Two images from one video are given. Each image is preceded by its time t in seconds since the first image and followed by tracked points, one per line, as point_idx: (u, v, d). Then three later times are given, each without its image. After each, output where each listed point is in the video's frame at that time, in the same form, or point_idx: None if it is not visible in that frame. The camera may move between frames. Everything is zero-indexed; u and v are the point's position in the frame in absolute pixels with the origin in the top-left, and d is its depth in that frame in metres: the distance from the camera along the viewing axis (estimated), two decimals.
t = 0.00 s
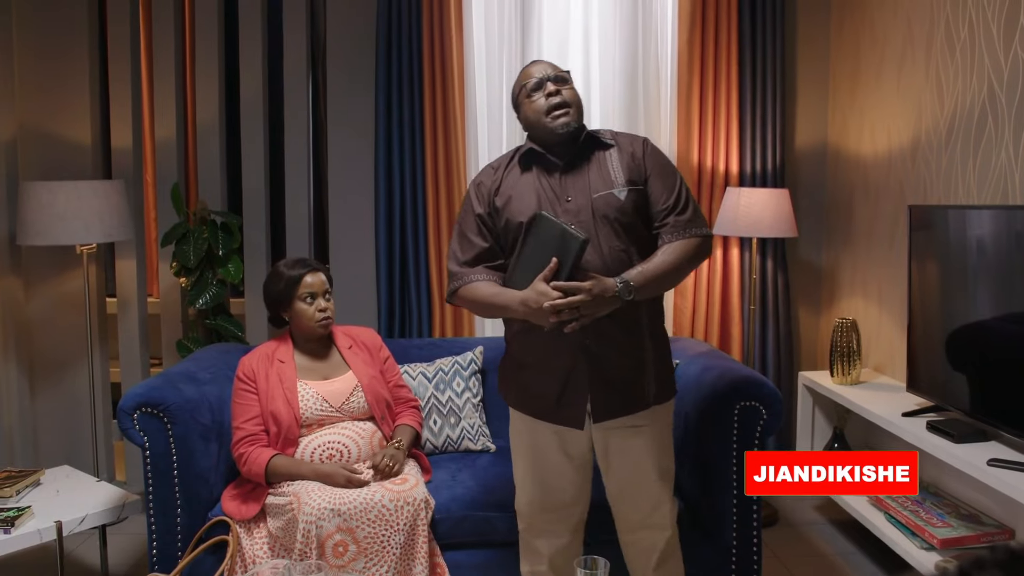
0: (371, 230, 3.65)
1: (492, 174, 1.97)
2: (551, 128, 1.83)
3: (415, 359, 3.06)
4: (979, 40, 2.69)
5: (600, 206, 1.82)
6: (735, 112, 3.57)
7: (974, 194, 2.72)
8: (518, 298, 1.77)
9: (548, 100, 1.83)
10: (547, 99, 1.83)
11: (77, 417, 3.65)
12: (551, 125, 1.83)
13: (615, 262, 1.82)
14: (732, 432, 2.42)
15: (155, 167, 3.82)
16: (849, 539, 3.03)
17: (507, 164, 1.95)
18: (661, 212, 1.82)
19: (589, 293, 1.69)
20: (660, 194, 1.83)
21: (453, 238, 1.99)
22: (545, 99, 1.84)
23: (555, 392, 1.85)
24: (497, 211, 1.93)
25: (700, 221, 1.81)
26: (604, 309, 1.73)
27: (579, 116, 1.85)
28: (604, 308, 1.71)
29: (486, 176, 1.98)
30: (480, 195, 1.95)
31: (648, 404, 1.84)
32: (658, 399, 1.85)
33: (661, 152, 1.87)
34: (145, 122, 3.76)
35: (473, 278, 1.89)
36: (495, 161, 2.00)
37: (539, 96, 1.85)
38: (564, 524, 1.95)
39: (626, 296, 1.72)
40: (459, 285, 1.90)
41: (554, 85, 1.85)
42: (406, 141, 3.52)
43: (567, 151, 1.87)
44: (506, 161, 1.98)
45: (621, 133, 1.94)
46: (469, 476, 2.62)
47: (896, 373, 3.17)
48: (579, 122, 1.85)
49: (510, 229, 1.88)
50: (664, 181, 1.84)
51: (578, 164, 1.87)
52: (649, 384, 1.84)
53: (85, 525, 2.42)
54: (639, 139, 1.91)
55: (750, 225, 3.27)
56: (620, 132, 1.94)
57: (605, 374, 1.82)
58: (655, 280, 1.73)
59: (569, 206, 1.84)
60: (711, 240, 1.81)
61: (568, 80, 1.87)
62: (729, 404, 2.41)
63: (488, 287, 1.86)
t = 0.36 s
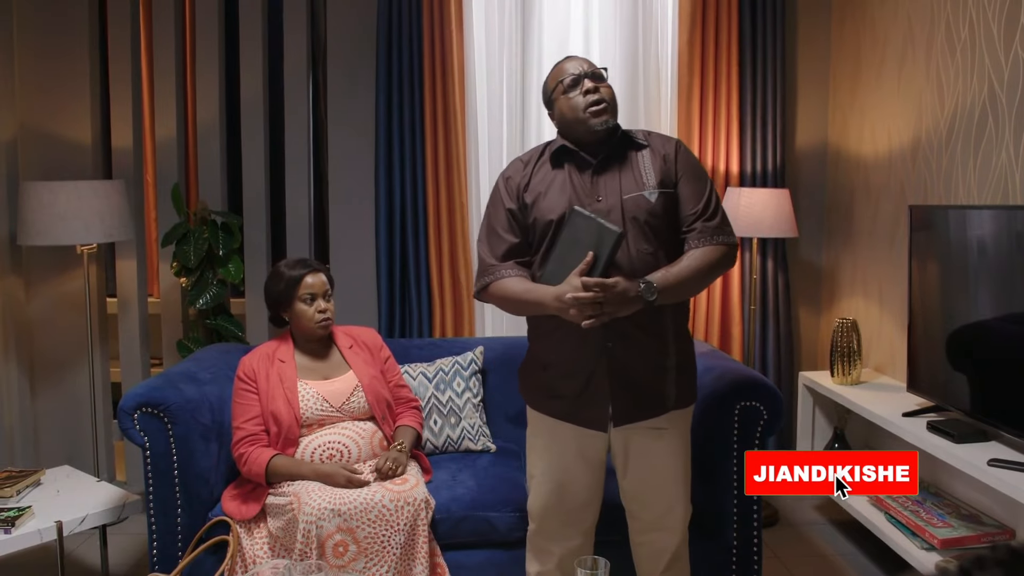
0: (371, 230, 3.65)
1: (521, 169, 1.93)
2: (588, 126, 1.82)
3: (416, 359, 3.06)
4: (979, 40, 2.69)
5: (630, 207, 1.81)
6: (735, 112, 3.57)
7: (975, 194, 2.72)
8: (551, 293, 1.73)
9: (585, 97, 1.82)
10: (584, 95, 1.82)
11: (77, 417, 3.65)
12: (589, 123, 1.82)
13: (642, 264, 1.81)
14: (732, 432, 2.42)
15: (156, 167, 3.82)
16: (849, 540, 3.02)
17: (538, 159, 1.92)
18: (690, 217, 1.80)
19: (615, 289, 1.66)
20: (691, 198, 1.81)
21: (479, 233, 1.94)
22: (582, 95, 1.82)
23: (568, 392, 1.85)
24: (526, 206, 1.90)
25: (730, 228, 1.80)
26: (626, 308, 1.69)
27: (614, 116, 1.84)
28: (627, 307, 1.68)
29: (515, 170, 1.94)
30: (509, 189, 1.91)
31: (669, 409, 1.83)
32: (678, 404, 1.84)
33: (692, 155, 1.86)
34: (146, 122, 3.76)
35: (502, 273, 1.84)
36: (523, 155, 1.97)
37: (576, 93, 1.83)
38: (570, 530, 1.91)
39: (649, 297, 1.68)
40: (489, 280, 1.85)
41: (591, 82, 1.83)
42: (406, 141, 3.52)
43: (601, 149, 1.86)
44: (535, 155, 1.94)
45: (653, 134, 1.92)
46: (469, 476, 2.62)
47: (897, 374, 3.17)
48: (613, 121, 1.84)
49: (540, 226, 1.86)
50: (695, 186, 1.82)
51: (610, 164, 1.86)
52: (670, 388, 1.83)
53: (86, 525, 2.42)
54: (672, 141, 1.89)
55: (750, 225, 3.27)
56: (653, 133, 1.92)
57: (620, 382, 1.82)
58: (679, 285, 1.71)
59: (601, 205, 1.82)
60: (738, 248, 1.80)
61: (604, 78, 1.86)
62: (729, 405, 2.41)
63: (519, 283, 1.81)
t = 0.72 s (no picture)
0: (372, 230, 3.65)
1: (541, 168, 1.90)
2: (608, 129, 1.77)
3: (416, 359, 3.06)
4: (979, 41, 2.69)
5: (650, 207, 1.76)
6: (735, 112, 3.57)
7: (975, 194, 2.72)
8: (578, 291, 1.69)
9: (604, 99, 1.77)
10: (603, 97, 1.77)
11: (77, 417, 3.65)
12: (608, 125, 1.76)
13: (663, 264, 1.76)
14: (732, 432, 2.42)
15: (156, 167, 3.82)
16: (850, 540, 3.02)
17: (558, 159, 1.89)
18: (711, 216, 1.75)
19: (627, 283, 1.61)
20: (713, 197, 1.75)
21: (501, 232, 1.91)
22: (600, 97, 1.77)
23: (589, 391, 1.83)
24: (546, 206, 1.86)
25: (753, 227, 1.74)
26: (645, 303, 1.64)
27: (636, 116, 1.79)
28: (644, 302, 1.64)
29: (534, 170, 1.91)
30: (529, 189, 1.89)
31: (692, 413, 1.81)
32: (702, 407, 1.83)
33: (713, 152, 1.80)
34: (145, 122, 3.77)
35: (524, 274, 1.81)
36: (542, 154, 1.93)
37: (595, 94, 1.78)
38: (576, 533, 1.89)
39: (667, 291, 1.64)
40: (511, 281, 1.83)
41: (610, 82, 1.78)
42: (406, 141, 3.52)
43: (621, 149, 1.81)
44: (555, 155, 1.91)
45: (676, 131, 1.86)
46: (469, 477, 2.62)
47: (897, 374, 3.17)
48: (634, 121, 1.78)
49: (559, 227, 1.83)
50: (717, 184, 1.76)
51: (631, 163, 1.81)
52: (694, 392, 1.81)
53: (86, 525, 2.42)
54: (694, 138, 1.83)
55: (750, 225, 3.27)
56: (676, 130, 1.86)
57: (634, 379, 1.79)
58: (698, 283, 1.66)
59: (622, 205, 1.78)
60: (761, 247, 1.75)
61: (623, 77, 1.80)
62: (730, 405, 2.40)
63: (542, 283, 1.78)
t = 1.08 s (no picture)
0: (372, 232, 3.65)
1: (550, 171, 1.90)
2: (617, 132, 1.76)
3: (416, 361, 3.06)
4: (979, 43, 2.70)
5: (658, 212, 1.75)
6: (735, 114, 3.57)
7: (975, 196, 2.72)
8: (585, 302, 1.70)
9: (614, 102, 1.74)
10: (612, 99, 1.74)
11: (77, 419, 3.66)
12: (617, 128, 1.75)
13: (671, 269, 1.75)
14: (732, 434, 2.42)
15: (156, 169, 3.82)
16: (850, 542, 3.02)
17: (568, 162, 1.89)
18: (721, 220, 1.74)
19: (635, 296, 1.61)
20: (722, 202, 1.74)
21: (511, 236, 1.92)
22: (609, 100, 1.75)
23: (598, 398, 1.83)
24: (555, 209, 1.86)
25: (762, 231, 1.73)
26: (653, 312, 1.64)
27: (645, 119, 1.77)
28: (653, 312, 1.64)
29: (544, 173, 1.92)
30: (538, 193, 1.89)
31: (702, 419, 1.81)
32: (711, 414, 1.82)
33: (723, 155, 1.78)
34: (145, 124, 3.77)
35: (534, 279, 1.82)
36: (552, 157, 1.94)
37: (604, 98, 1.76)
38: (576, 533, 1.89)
39: (674, 300, 1.64)
40: (520, 285, 1.84)
41: (620, 86, 1.74)
42: (406, 143, 3.52)
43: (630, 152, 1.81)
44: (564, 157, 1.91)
45: (687, 134, 1.85)
46: (470, 479, 2.62)
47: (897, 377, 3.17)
48: (644, 124, 1.77)
49: (567, 231, 1.83)
50: (727, 189, 1.75)
51: (640, 167, 1.81)
52: (705, 398, 1.81)
53: (86, 527, 2.43)
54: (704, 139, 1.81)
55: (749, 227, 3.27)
56: (685, 133, 1.85)
57: (638, 383, 1.79)
58: (705, 290, 1.66)
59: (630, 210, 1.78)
60: (769, 252, 1.74)
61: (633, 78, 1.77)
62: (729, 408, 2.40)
63: (551, 289, 1.79)
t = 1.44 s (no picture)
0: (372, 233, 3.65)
1: (549, 174, 1.90)
2: (616, 136, 1.74)
3: (417, 362, 3.06)
4: (979, 44, 2.70)
5: (657, 218, 1.74)
6: (735, 115, 3.57)
7: (975, 197, 2.72)
8: (584, 306, 1.70)
9: (613, 106, 1.72)
10: (610, 104, 1.72)
11: (77, 420, 3.66)
12: (616, 133, 1.73)
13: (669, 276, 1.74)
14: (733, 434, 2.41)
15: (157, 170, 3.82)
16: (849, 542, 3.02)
17: (566, 165, 1.88)
18: (720, 226, 1.74)
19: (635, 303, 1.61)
20: (720, 208, 1.75)
21: (509, 239, 1.92)
22: (608, 104, 1.72)
23: (596, 401, 1.83)
24: (553, 213, 1.86)
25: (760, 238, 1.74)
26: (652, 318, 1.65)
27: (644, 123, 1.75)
28: (651, 318, 1.64)
29: (542, 176, 1.91)
30: (536, 196, 1.89)
31: (701, 422, 1.81)
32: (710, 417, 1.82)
33: (722, 161, 1.79)
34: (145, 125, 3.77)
35: (532, 283, 1.82)
36: (551, 159, 1.93)
37: (602, 102, 1.73)
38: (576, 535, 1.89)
39: (672, 307, 1.65)
40: (518, 289, 1.85)
41: (618, 90, 1.72)
42: (406, 144, 3.53)
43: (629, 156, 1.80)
44: (563, 160, 1.90)
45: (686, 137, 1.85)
46: (470, 480, 2.62)
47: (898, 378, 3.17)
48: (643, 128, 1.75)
49: (566, 235, 1.83)
50: (726, 195, 1.75)
51: (639, 172, 1.81)
52: (704, 399, 1.81)
53: (86, 528, 2.43)
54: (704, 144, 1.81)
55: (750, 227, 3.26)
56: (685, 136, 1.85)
57: (638, 384, 1.80)
58: (703, 296, 1.67)
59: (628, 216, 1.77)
60: (767, 257, 1.75)
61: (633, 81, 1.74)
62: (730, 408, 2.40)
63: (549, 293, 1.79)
